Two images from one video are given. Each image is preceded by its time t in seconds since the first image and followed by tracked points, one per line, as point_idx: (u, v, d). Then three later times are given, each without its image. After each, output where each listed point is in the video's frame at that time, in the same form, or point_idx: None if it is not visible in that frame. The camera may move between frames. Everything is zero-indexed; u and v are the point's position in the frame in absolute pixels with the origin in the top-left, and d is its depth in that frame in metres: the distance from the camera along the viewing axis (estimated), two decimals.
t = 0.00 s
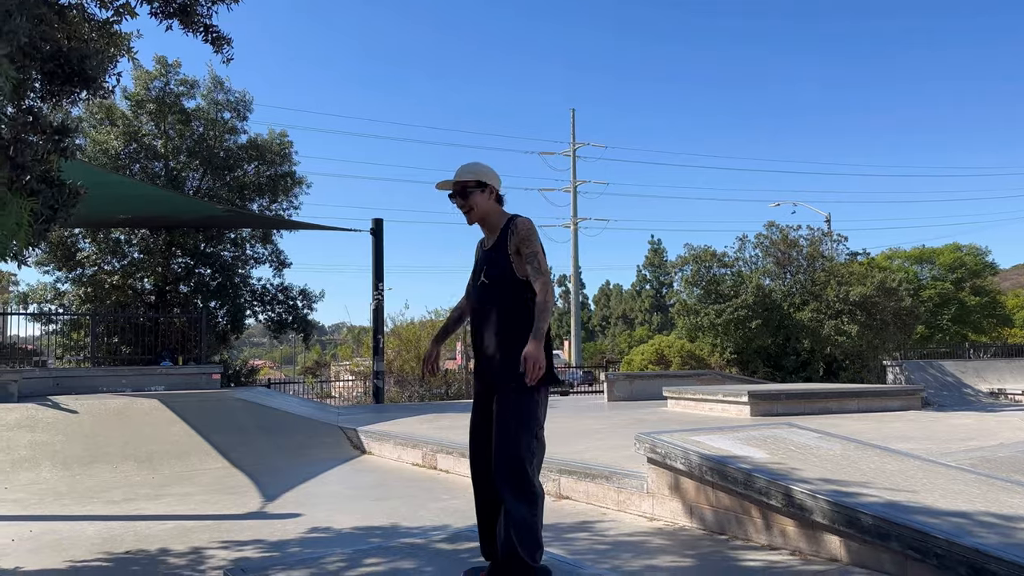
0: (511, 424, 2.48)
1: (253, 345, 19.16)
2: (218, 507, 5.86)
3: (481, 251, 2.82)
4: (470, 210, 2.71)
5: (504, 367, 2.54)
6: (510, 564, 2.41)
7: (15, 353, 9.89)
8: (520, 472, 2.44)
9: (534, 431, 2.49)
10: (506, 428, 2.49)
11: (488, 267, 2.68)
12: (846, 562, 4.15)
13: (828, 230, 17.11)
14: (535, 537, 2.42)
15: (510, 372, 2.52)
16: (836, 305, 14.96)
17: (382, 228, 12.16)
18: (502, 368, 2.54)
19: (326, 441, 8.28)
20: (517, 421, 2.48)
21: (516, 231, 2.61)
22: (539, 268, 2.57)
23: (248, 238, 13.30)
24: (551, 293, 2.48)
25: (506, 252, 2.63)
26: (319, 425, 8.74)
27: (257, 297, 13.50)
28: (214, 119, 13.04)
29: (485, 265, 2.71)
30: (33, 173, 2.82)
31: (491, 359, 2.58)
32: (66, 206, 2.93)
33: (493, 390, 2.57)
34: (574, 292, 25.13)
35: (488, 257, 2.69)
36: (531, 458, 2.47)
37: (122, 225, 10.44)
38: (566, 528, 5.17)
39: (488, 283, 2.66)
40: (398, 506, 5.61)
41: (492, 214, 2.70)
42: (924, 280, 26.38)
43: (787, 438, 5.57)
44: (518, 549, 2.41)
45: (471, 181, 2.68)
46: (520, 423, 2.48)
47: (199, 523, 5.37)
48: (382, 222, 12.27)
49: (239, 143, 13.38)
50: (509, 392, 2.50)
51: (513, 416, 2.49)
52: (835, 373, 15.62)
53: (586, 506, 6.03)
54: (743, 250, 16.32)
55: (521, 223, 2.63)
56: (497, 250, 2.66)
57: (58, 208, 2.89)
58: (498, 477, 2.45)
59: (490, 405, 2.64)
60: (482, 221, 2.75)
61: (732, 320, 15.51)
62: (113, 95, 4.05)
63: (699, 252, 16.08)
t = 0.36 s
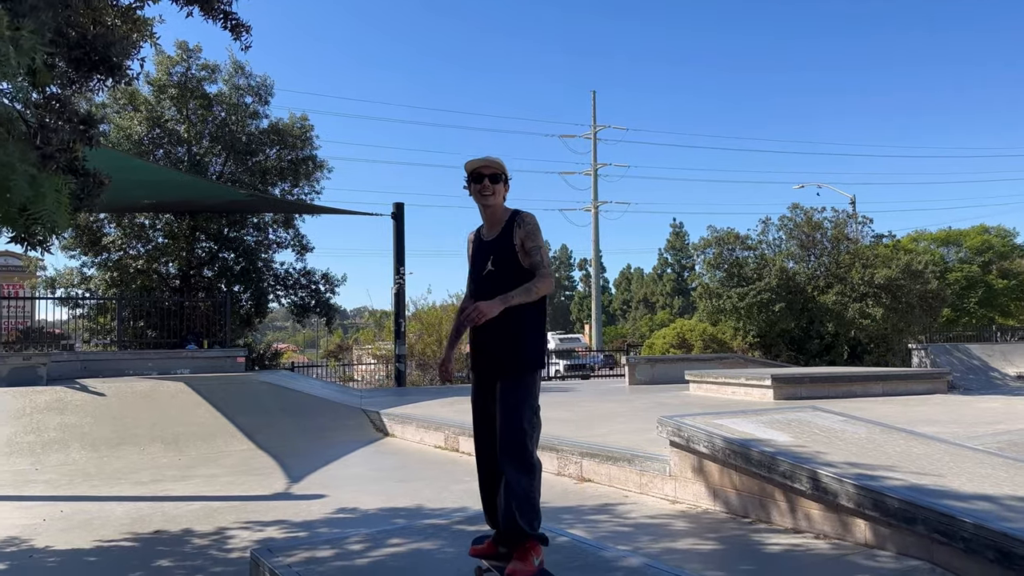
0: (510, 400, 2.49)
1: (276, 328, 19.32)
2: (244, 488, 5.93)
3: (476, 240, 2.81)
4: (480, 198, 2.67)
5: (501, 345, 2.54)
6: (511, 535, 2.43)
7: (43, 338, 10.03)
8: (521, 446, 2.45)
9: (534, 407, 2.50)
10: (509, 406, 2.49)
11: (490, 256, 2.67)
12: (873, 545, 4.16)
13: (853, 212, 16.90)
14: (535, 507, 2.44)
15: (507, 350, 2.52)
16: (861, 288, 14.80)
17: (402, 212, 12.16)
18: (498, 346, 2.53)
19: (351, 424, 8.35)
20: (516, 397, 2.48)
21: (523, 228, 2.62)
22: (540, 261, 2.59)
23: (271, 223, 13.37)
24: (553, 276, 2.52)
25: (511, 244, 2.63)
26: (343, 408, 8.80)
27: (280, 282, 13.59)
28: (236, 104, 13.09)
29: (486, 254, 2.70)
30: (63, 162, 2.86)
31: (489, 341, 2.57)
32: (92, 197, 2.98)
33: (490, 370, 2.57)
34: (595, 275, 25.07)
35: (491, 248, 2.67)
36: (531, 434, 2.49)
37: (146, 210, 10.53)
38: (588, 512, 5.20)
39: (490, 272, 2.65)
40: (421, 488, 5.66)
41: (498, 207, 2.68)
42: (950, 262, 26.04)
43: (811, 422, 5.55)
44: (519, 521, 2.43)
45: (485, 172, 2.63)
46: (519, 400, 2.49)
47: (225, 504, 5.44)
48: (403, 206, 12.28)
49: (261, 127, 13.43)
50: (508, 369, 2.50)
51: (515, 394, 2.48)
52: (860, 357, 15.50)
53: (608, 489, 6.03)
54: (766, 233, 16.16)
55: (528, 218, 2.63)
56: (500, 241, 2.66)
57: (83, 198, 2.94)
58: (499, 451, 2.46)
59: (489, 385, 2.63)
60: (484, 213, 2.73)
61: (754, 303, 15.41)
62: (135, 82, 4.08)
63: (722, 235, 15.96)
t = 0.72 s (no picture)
0: (509, 373, 2.68)
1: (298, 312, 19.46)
2: (269, 468, 6.01)
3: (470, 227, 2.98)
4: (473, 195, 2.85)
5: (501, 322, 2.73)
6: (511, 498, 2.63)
7: (69, 323, 10.17)
8: (519, 417, 2.65)
9: (529, 380, 2.69)
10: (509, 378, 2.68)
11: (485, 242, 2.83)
12: (896, 522, 4.14)
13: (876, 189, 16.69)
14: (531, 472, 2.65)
15: (506, 326, 2.71)
16: (884, 266, 14.66)
17: (421, 194, 12.17)
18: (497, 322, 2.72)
19: (373, 405, 8.42)
20: (515, 371, 2.68)
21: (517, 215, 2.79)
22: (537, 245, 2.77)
23: (291, 206, 13.42)
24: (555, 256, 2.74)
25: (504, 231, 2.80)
26: (364, 390, 8.87)
27: (301, 265, 13.67)
28: (254, 88, 13.12)
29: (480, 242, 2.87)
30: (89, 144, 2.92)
31: (489, 318, 2.75)
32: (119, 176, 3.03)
33: (490, 346, 2.76)
34: (614, 256, 24.98)
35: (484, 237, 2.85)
36: (527, 405, 2.69)
37: (168, 195, 10.61)
38: (610, 490, 5.23)
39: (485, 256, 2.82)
40: (443, 467, 5.71)
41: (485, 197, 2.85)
42: (975, 239, 25.69)
43: (834, 400, 5.53)
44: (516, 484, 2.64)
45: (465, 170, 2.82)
46: (517, 374, 2.68)
47: (250, 484, 5.51)
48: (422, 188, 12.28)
49: (279, 111, 13.46)
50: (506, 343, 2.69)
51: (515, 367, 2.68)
52: (883, 335, 15.37)
53: (629, 468, 6.05)
54: (787, 211, 16.01)
55: (520, 203, 2.81)
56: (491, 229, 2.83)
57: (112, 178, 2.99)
58: (498, 420, 2.65)
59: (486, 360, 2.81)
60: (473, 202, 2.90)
61: (776, 283, 15.32)
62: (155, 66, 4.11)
63: (743, 214, 15.84)
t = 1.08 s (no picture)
0: (505, 349, 2.86)
1: (312, 296, 19.57)
2: (285, 448, 6.09)
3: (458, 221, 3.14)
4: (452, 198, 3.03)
5: (497, 299, 2.89)
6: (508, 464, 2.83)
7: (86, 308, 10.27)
8: (514, 390, 2.85)
9: (523, 355, 2.88)
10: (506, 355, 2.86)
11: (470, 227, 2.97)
12: (907, 495, 4.15)
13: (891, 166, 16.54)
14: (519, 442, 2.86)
15: (501, 304, 2.86)
16: (898, 244, 14.58)
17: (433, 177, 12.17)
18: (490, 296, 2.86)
19: (387, 385, 8.48)
20: (511, 346, 2.86)
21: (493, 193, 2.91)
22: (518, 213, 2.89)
23: (303, 190, 13.46)
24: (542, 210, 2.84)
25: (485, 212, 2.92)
26: (378, 371, 8.93)
27: (314, 249, 13.73)
28: (265, 72, 13.14)
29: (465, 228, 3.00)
30: (101, 122, 2.93)
31: (484, 298, 2.91)
32: (134, 153, 3.02)
33: (484, 323, 2.91)
34: (627, 237, 24.93)
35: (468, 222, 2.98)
36: (521, 379, 2.88)
37: (181, 180, 10.67)
38: (623, 466, 5.26)
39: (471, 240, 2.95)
40: (457, 445, 5.77)
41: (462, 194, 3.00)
42: (992, 216, 25.45)
43: (846, 375, 5.53)
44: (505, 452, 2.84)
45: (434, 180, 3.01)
46: (512, 349, 2.86)
47: (266, 462, 5.58)
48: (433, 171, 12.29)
49: (290, 95, 13.48)
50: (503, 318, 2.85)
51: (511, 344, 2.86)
52: (897, 313, 15.31)
53: (641, 445, 6.08)
54: (800, 189, 15.90)
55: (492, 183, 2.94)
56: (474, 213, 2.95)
57: (127, 154, 2.99)
58: (497, 394, 2.84)
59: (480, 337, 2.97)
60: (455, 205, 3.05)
61: (789, 261, 15.27)
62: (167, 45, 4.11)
63: (756, 192, 15.78)
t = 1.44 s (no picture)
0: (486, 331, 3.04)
1: (314, 280, 19.57)
2: (289, 431, 6.12)
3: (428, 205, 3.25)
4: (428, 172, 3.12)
5: (478, 285, 3.06)
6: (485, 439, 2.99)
7: (88, 293, 10.29)
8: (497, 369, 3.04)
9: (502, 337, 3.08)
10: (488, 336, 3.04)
11: (449, 213, 3.13)
12: (908, 475, 4.17)
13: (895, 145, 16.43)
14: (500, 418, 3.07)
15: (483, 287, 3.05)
16: (901, 224, 14.54)
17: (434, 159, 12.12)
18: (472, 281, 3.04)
19: (390, 369, 8.51)
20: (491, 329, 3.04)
21: (473, 182, 3.10)
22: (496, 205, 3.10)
23: (304, 174, 13.44)
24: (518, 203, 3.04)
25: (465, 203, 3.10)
26: (381, 355, 8.96)
27: (316, 233, 13.70)
28: (264, 55, 13.06)
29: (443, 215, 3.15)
30: (95, 109, 2.89)
31: (463, 282, 3.07)
32: (128, 142, 3.03)
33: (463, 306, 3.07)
34: (630, 219, 24.84)
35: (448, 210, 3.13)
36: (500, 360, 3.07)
37: (182, 164, 10.65)
38: (625, 448, 5.29)
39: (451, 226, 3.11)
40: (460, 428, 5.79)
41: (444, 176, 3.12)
42: (995, 194, 25.35)
43: (848, 356, 5.54)
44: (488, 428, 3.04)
45: (423, 150, 3.10)
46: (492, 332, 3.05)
47: (270, 446, 5.61)
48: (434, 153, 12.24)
49: (291, 78, 13.42)
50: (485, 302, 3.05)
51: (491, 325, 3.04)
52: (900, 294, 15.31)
53: (643, 427, 6.10)
54: (803, 169, 15.81)
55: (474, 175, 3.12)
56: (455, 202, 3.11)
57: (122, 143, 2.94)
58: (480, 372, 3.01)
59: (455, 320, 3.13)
60: (435, 178, 3.14)
61: (792, 242, 15.25)
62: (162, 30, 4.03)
63: (758, 173, 15.71)
